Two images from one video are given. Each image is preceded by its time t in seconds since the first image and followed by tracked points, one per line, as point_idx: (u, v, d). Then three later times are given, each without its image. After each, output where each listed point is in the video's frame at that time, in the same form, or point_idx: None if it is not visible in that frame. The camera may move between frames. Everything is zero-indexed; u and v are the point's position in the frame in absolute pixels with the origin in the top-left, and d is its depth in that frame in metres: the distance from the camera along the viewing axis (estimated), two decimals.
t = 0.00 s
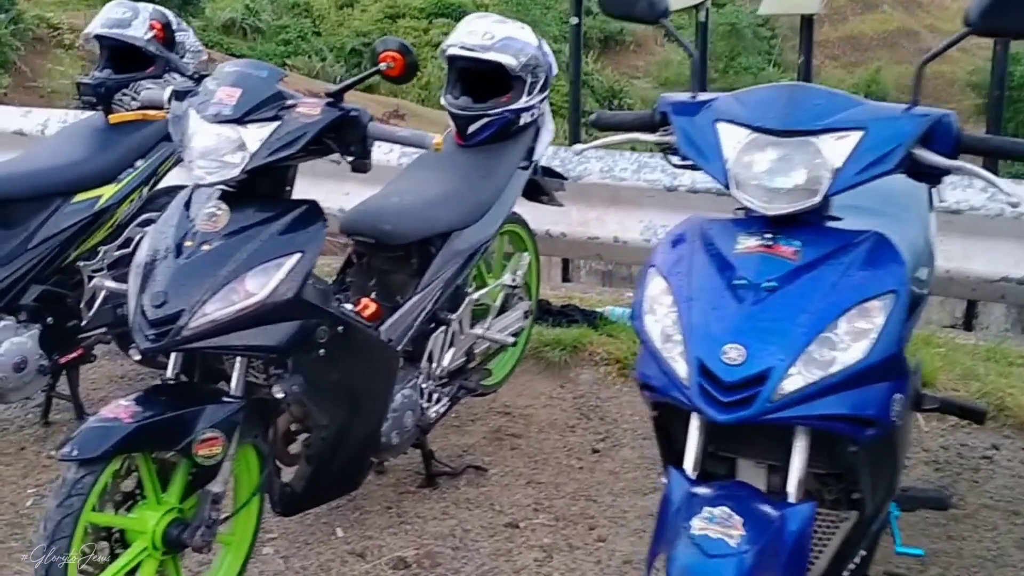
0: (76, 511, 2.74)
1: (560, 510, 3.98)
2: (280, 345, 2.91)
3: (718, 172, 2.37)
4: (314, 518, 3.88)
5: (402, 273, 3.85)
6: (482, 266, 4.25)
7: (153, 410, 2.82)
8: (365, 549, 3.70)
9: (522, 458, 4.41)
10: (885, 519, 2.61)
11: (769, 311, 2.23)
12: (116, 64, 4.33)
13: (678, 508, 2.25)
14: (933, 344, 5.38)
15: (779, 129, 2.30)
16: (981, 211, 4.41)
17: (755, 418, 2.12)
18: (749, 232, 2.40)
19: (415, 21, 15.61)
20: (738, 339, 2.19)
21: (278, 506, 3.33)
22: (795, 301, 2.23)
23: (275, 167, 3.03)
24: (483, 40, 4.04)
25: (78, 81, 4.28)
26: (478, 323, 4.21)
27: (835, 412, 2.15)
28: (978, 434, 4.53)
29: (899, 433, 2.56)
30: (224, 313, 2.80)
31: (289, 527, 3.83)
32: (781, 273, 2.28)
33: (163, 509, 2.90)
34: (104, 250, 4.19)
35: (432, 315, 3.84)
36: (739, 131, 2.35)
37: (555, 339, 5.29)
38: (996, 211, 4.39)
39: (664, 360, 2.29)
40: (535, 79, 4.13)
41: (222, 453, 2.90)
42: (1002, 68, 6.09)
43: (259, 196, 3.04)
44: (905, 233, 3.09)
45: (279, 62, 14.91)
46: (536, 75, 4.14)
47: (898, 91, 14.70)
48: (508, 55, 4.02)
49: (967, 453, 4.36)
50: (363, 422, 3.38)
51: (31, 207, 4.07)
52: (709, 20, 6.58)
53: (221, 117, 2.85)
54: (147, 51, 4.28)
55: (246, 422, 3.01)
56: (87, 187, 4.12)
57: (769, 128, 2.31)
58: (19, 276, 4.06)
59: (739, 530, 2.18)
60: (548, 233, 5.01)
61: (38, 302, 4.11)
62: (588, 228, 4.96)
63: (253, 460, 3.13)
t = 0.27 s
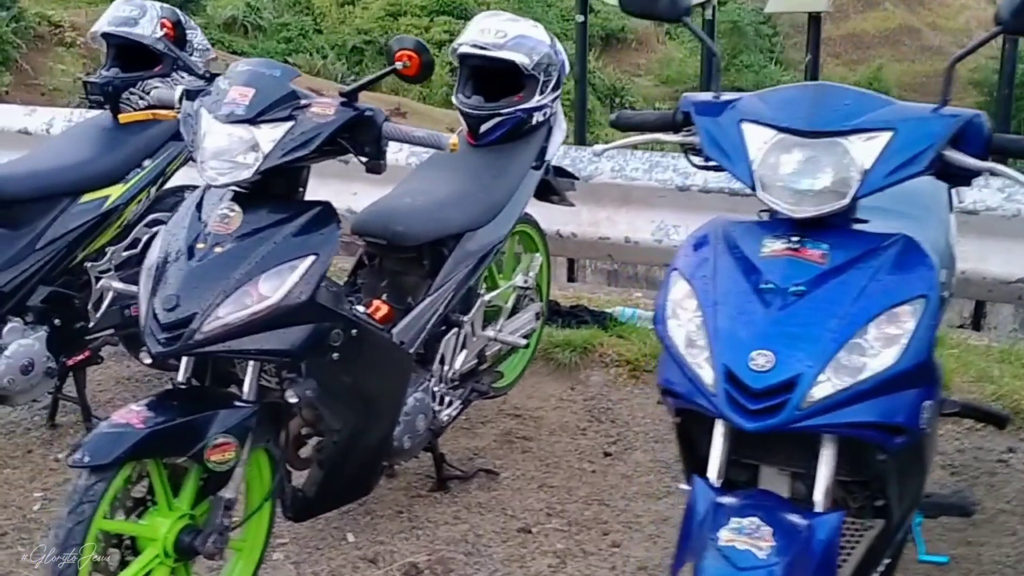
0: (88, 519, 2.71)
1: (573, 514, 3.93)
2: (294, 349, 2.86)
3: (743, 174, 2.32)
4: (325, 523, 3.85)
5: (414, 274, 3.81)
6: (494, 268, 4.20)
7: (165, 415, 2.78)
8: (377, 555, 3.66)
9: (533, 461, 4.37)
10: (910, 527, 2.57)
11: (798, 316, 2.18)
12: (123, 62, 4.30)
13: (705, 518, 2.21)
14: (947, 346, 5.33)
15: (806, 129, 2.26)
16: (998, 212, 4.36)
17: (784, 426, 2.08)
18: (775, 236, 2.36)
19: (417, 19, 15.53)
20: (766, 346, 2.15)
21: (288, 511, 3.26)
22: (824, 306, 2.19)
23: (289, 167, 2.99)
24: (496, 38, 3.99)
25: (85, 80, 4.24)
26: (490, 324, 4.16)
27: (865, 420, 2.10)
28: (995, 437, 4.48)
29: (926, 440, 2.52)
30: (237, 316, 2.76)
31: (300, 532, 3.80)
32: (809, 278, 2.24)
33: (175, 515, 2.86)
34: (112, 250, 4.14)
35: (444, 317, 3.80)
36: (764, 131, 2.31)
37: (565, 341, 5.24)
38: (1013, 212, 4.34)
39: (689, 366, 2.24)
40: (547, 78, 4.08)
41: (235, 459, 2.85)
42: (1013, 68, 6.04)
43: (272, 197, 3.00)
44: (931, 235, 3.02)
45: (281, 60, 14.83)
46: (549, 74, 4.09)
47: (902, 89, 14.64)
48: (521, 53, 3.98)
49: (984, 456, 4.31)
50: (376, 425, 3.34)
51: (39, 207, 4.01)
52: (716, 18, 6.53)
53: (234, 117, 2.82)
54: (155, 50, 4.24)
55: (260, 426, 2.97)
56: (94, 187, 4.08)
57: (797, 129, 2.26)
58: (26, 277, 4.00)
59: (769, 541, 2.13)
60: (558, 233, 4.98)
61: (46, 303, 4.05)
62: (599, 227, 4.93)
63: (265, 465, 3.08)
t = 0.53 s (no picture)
0: (96, 523, 2.69)
1: (582, 517, 3.90)
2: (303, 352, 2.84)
3: (761, 175, 2.30)
4: (332, 526, 3.82)
5: (422, 276, 3.78)
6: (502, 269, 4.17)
7: (174, 419, 2.76)
8: (385, 558, 3.64)
9: (541, 463, 4.34)
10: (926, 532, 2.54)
11: (816, 320, 2.16)
12: (129, 62, 4.27)
13: (722, 525, 2.19)
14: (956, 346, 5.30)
15: (826, 131, 2.23)
16: (1009, 212, 4.33)
17: (803, 433, 2.05)
18: (792, 238, 2.33)
19: (418, 16, 15.47)
20: (783, 350, 2.12)
21: (297, 514, 3.26)
22: (843, 310, 2.16)
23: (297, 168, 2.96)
24: (503, 37, 3.96)
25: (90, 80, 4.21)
26: (498, 326, 4.13)
27: (886, 426, 2.07)
28: (1005, 438, 4.45)
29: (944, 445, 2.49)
30: (246, 319, 2.75)
31: (307, 535, 3.78)
32: (827, 281, 2.22)
33: (182, 519, 2.84)
34: (117, 251, 4.11)
35: (452, 318, 3.77)
36: (781, 132, 2.28)
37: (571, 341, 5.22)
38: None
39: (706, 371, 2.21)
40: (555, 78, 4.05)
41: (243, 462, 2.84)
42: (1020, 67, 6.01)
43: (281, 198, 2.98)
44: (946, 237, 2.98)
45: (282, 58, 14.76)
46: (557, 74, 4.06)
47: (904, 88, 14.61)
48: (529, 53, 3.95)
49: (996, 457, 4.28)
50: (385, 428, 3.32)
51: (44, 207, 3.98)
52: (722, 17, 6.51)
53: (242, 117, 2.79)
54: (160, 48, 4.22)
55: (268, 430, 2.96)
56: (100, 187, 4.05)
57: (815, 130, 2.23)
58: (31, 278, 3.96)
59: (789, 549, 2.12)
60: (565, 233, 4.96)
61: (51, 304, 4.02)
62: (606, 227, 4.91)
63: (274, 468, 3.06)
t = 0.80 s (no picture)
0: (113, 532, 2.65)
1: (600, 522, 3.85)
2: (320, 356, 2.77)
3: (796, 176, 2.29)
4: (348, 531, 3.78)
5: (437, 278, 3.73)
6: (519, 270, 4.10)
7: (192, 425, 2.73)
8: (401, 564, 3.60)
9: (557, 466, 4.29)
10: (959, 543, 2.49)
11: (855, 327, 2.11)
12: (139, 59, 4.19)
13: (758, 538, 2.16)
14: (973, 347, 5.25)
15: (865, 131, 2.23)
16: None
17: (842, 443, 1.99)
18: (828, 242, 2.28)
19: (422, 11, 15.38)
20: (821, 358, 2.07)
21: (314, 522, 3.16)
22: (882, 317, 2.12)
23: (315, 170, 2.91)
24: (521, 34, 3.89)
25: (101, 77, 4.13)
26: (514, 329, 4.05)
27: (927, 436, 2.02)
28: None
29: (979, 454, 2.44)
30: (264, 323, 2.70)
31: (322, 540, 3.73)
32: (864, 286, 2.17)
33: (200, 527, 2.80)
34: (127, 252, 4.03)
35: (469, 321, 3.71)
36: (817, 133, 2.28)
37: (585, 342, 5.16)
38: None
39: (739, 379, 2.16)
40: (573, 75, 3.99)
41: (260, 469, 2.78)
42: None
43: (299, 201, 2.94)
44: (980, 240, 2.89)
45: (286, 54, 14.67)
46: (574, 72, 4.00)
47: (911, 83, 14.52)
48: (547, 50, 3.88)
49: (1018, 461, 4.22)
50: (403, 433, 3.27)
51: (54, 207, 3.91)
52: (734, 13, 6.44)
53: (260, 118, 2.75)
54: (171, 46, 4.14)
55: (286, 437, 2.92)
56: (109, 187, 4.00)
57: (854, 131, 2.24)
58: (42, 280, 3.90)
59: (829, 563, 2.09)
60: (579, 233, 4.88)
61: (62, 306, 3.98)
62: (621, 227, 4.84)
63: (291, 475, 3.02)
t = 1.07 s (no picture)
0: (134, 536, 2.63)
1: (618, 525, 3.82)
2: (340, 360, 2.77)
3: (828, 179, 2.38)
4: (365, 533, 3.76)
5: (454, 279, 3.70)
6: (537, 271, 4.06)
7: (213, 429, 2.71)
8: (419, 566, 3.58)
9: (573, 468, 4.27)
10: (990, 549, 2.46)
11: (888, 333, 2.14)
12: (154, 60, 4.19)
13: (790, 545, 2.14)
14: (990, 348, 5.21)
15: (898, 133, 2.31)
16: None
17: (876, 449, 2.02)
18: (859, 246, 2.32)
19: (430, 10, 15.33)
20: (854, 363, 2.10)
21: (332, 524, 3.18)
22: (915, 323, 2.15)
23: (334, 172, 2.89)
24: (538, 34, 3.87)
25: (116, 78, 4.14)
26: (531, 330, 4.03)
27: (961, 443, 2.04)
28: None
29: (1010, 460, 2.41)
30: (285, 326, 2.69)
31: (340, 543, 3.71)
32: (897, 292, 2.21)
33: (219, 531, 2.79)
34: (142, 253, 4.08)
35: (486, 323, 3.69)
36: (848, 135, 2.37)
37: (600, 343, 5.14)
38: None
39: (769, 384, 2.17)
40: (591, 75, 3.96)
41: (281, 472, 2.78)
42: None
43: (319, 202, 2.92)
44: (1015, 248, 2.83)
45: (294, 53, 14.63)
46: (592, 72, 3.97)
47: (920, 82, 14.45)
48: (564, 50, 3.86)
49: None
50: (422, 435, 3.24)
51: (69, 208, 3.89)
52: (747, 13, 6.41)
53: (281, 120, 2.74)
54: (186, 46, 4.15)
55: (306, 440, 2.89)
56: (125, 188, 3.98)
57: (886, 132, 2.32)
58: (58, 282, 3.87)
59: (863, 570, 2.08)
60: (595, 233, 4.82)
61: (77, 307, 3.96)
62: (637, 227, 4.81)
63: (309, 478, 3.00)
